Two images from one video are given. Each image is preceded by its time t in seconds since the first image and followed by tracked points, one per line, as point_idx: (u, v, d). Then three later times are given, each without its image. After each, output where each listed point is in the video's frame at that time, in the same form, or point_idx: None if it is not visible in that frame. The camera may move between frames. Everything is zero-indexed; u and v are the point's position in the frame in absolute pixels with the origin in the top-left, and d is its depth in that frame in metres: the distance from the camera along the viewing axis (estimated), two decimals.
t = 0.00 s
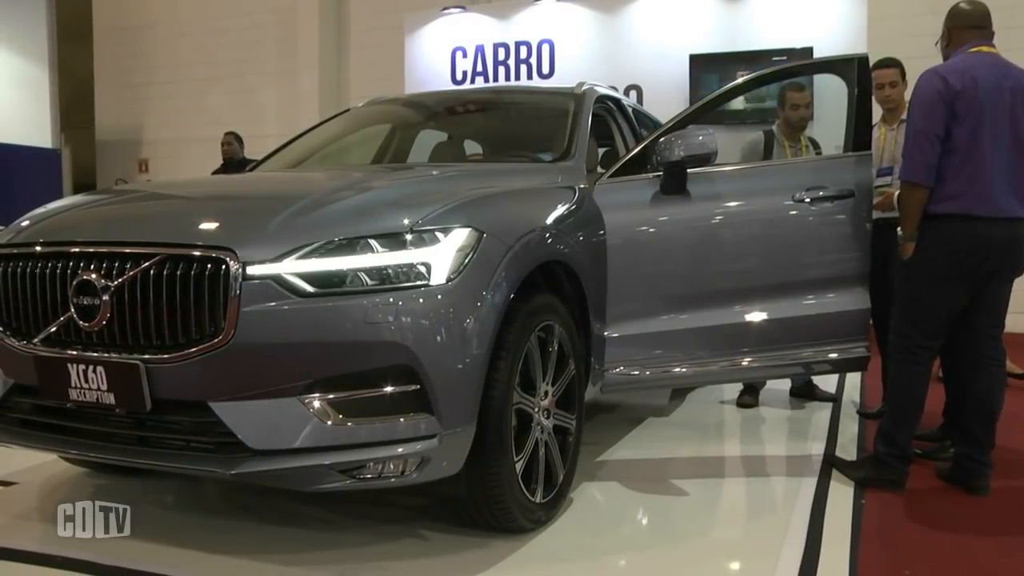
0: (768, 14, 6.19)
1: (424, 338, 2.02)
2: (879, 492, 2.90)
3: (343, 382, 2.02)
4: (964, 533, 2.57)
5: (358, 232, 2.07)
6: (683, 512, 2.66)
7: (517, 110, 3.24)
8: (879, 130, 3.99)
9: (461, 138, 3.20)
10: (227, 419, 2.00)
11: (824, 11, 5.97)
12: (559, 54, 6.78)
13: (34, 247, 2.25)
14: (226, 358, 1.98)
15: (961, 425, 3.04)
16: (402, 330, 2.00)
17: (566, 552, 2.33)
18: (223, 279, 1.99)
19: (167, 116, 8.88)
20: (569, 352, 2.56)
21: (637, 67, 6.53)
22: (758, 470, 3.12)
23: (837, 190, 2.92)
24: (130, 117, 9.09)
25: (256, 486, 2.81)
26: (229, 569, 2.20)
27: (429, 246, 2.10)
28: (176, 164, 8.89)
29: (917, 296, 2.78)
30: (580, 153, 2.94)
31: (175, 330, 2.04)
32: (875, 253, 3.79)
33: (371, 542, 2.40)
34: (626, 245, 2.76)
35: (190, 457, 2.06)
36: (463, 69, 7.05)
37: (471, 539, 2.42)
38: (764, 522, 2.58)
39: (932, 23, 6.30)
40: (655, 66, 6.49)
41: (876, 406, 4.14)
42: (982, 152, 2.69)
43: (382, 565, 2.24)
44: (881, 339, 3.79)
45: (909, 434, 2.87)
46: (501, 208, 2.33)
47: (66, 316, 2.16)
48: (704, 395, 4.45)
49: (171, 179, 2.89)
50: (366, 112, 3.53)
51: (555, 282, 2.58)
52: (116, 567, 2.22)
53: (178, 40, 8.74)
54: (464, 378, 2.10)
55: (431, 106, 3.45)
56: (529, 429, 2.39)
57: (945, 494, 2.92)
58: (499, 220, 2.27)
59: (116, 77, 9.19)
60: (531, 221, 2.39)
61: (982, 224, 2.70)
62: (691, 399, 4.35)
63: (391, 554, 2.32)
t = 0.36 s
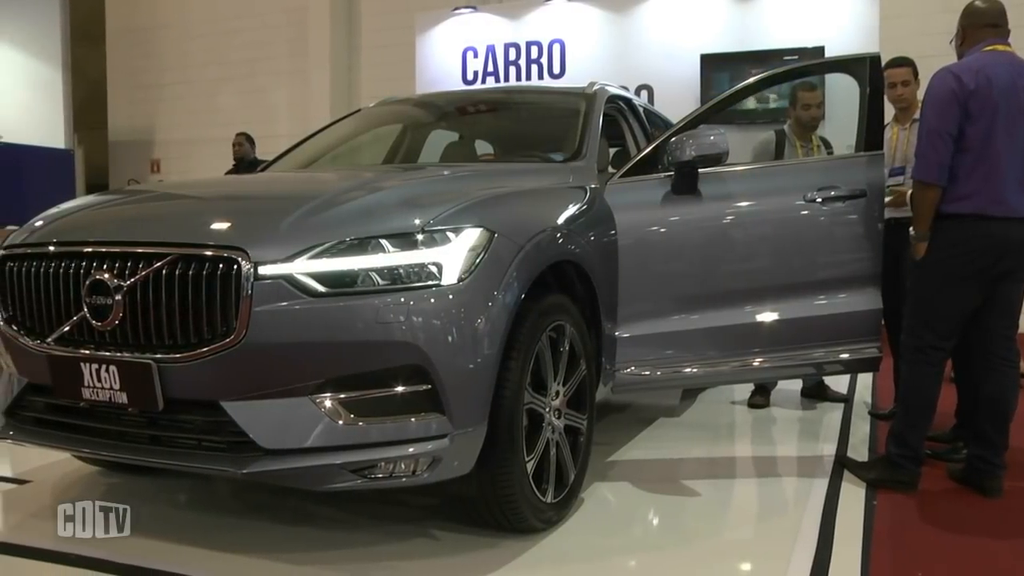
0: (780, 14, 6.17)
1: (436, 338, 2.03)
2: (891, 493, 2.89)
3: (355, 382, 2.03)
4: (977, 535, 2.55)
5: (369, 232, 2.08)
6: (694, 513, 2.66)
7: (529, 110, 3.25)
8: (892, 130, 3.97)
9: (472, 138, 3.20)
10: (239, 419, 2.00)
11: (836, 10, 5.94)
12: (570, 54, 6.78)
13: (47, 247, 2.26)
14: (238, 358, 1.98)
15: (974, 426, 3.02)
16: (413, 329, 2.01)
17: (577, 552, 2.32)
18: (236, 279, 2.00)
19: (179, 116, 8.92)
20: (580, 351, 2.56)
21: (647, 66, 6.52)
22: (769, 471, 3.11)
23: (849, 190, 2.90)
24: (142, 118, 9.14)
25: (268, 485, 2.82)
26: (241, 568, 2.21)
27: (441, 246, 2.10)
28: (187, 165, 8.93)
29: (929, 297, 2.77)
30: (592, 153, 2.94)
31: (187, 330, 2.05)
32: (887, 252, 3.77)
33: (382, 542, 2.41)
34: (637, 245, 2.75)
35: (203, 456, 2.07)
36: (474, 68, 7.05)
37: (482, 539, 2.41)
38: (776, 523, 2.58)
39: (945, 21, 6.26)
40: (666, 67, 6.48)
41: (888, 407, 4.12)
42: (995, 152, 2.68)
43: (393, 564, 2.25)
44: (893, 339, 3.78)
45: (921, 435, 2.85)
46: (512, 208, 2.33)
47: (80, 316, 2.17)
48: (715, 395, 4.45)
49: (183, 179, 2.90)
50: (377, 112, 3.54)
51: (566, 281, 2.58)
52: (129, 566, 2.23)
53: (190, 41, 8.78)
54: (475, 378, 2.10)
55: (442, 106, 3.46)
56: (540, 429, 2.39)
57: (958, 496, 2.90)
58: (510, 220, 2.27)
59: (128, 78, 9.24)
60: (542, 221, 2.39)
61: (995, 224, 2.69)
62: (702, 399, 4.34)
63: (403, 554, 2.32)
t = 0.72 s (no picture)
0: (789, 14, 6.16)
1: (446, 338, 2.03)
2: (901, 494, 2.87)
3: (364, 382, 2.03)
4: (988, 536, 2.54)
5: (379, 232, 2.08)
6: (704, 513, 2.65)
7: (539, 110, 3.24)
8: (903, 129, 3.95)
9: (482, 138, 3.20)
10: (249, 419, 2.01)
11: (846, 9, 5.92)
12: (579, 54, 6.78)
13: (59, 246, 2.28)
14: (248, 357, 1.99)
15: (985, 426, 3.01)
16: (423, 329, 2.01)
17: (587, 552, 2.32)
18: (246, 278, 2.00)
19: (189, 117, 8.96)
20: (589, 352, 2.56)
21: (657, 66, 6.51)
22: (779, 471, 3.11)
23: (859, 190, 2.89)
24: (152, 118, 9.18)
25: (278, 484, 2.83)
26: (251, 567, 2.22)
27: (450, 246, 2.10)
28: (197, 165, 8.96)
29: (940, 297, 2.76)
30: (601, 153, 2.93)
31: (198, 329, 2.06)
32: (897, 253, 3.76)
33: (391, 541, 2.41)
34: (646, 245, 2.75)
35: (213, 456, 2.07)
36: (483, 69, 7.06)
37: (492, 539, 2.41)
38: (786, 523, 2.57)
39: (956, 20, 6.23)
40: (675, 67, 6.47)
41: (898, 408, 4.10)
42: (1006, 151, 2.67)
43: (403, 564, 2.25)
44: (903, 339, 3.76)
45: (932, 437, 2.84)
46: (522, 208, 2.34)
47: (91, 315, 2.18)
48: (724, 395, 4.44)
49: (194, 179, 2.91)
50: (387, 112, 3.55)
51: (576, 282, 2.58)
52: (139, 565, 2.24)
53: (200, 42, 8.81)
54: (485, 378, 2.10)
55: (452, 106, 3.46)
56: (550, 429, 2.39)
57: (969, 497, 2.89)
58: (519, 221, 2.28)
59: (138, 78, 9.28)
60: (552, 221, 2.39)
61: (1006, 224, 2.68)
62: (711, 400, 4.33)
63: (412, 553, 2.32)
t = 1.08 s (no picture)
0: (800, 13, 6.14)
1: (456, 338, 2.03)
2: (912, 495, 2.86)
3: (374, 381, 2.03)
4: (1000, 538, 2.53)
5: (389, 232, 2.08)
6: (714, 514, 2.64)
7: (548, 111, 3.24)
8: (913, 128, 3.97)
9: (491, 138, 3.20)
10: (259, 418, 2.02)
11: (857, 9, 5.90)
12: (589, 54, 6.77)
13: (71, 246, 2.29)
14: (258, 357, 2.00)
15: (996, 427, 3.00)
16: (433, 329, 2.01)
17: (596, 552, 2.32)
18: (256, 278, 2.01)
19: (199, 117, 8.99)
20: (599, 352, 2.56)
21: (666, 66, 6.50)
22: (789, 472, 3.09)
23: (870, 190, 2.88)
24: (162, 118, 9.21)
25: (288, 483, 2.83)
26: (262, 565, 2.22)
27: (460, 246, 2.10)
28: (207, 165, 8.99)
29: (952, 297, 2.74)
30: (611, 153, 2.93)
31: (208, 329, 2.07)
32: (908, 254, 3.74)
33: (400, 541, 2.41)
34: (656, 245, 2.75)
35: (223, 455, 2.08)
36: (493, 68, 7.05)
37: (501, 539, 2.41)
38: (796, 524, 2.56)
39: (968, 19, 6.20)
40: (685, 66, 6.45)
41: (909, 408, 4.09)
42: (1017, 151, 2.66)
43: (412, 563, 2.25)
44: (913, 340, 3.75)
45: (943, 438, 2.82)
46: (532, 208, 2.34)
47: (102, 314, 2.19)
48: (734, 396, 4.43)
49: (204, 179, 2.92)
50: (396, 112, 3.56)
51: (586, 282, 2.58)
52: (151, 563, 2.25)
53: (210, 43, 8.84)
54: (494, 378, 2.10)
55: (461, 106, 3.46)
56: (559, 429, 2.39)
57: (980, 498, 2.87)
58: (529, 220, 2.28)
59: (148, 79, 9.32)
60: (562, 221, 2.39)
61: (1017, 224, 2.67)
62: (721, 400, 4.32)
63: (421, 552, 2.33)
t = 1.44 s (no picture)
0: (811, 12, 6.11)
1: (467, 338, 2.03)
2: (924, 496, 2.85)
3: (385, 381, 2.04)
4: (1013, 539, 2.51)
5: (400, 232, 2.09)
6: (725, 514, 2.64)
7: (560, 111, 3.24)
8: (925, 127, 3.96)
9: (502, 138, 3.20)
10: (271, 417, 2.02)
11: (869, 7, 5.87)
12: (599, 54, 6.76)
13: (84, 246, 2.30)
14: (269, 356, 2.00)
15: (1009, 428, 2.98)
16: (444, 328, 2.01)
17: (607, 553, 2.32)
18: (268, 278, 2.01)
19: (210, 117, 9.03)
20: (610, 352, 2.56)
21: (677, 66, 6.48)
22: (801, 472, 3.08)
23: (880, 190, 2.87)
24: (173, 119, 9.26)
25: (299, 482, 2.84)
26: (273, 564, 2.23)
27: (471, 246, 2.10)
28: (218, 166, 9.02)
29: (965, 297, 2.73)
30: (622, 153, 2.93)
31: (220, 328, 2.08)
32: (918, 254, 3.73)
33: (411, 540, 2.41)
34: (665, 244, 2.75)
35: (234, 454, 2.09)
36: (504, 68, 7.05)
37: (512, 539, 2.41)
38: (808, 524, 2.56)
39: (981, 17, 6.16)
40: (696, 66, 6.44)
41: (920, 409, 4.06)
42: None
43: (424, 563, 2.25)
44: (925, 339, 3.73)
45: (955, 439, 2.80)
46: (543, 208, 2.34)
47: (115, 314, 2.20)
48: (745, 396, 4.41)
49: (216, 179, 2.93)
50: (407, 112, 3.56)
51: (596, 281, 2.58)
52: (162, 561, 2.26)
53: (221, 44, 8.88)
54: (506, 378, 2.10)
55: (472, 106, 3.46)
56: (570, 429, 2.39)
57: (993, 500, 2.86)
58: (541, 220, 2.28)
59: (160, 80, 9.37)
60: (573, 221, 2.39)
61: None
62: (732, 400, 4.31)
63: (432, 552, 2.33)
